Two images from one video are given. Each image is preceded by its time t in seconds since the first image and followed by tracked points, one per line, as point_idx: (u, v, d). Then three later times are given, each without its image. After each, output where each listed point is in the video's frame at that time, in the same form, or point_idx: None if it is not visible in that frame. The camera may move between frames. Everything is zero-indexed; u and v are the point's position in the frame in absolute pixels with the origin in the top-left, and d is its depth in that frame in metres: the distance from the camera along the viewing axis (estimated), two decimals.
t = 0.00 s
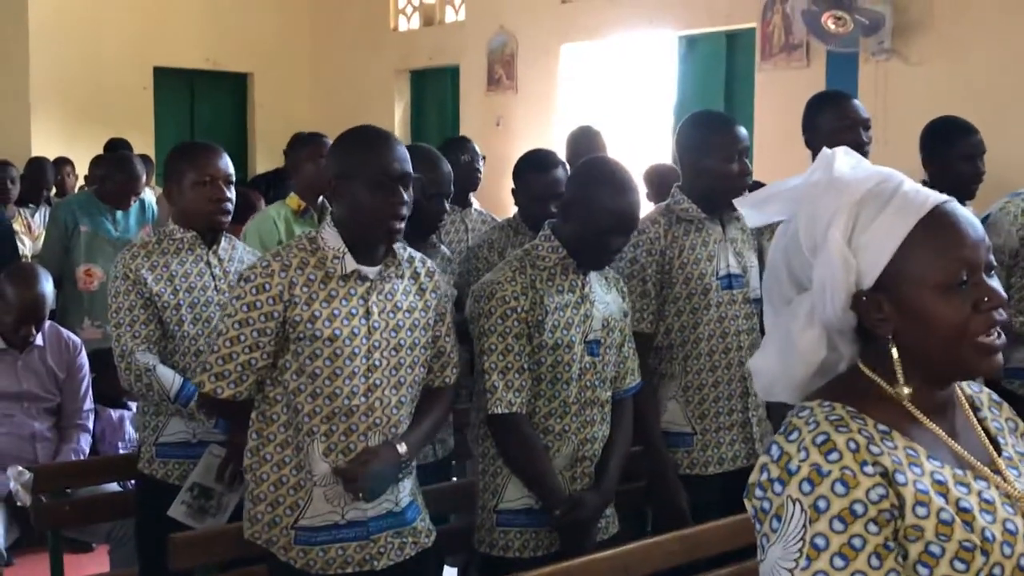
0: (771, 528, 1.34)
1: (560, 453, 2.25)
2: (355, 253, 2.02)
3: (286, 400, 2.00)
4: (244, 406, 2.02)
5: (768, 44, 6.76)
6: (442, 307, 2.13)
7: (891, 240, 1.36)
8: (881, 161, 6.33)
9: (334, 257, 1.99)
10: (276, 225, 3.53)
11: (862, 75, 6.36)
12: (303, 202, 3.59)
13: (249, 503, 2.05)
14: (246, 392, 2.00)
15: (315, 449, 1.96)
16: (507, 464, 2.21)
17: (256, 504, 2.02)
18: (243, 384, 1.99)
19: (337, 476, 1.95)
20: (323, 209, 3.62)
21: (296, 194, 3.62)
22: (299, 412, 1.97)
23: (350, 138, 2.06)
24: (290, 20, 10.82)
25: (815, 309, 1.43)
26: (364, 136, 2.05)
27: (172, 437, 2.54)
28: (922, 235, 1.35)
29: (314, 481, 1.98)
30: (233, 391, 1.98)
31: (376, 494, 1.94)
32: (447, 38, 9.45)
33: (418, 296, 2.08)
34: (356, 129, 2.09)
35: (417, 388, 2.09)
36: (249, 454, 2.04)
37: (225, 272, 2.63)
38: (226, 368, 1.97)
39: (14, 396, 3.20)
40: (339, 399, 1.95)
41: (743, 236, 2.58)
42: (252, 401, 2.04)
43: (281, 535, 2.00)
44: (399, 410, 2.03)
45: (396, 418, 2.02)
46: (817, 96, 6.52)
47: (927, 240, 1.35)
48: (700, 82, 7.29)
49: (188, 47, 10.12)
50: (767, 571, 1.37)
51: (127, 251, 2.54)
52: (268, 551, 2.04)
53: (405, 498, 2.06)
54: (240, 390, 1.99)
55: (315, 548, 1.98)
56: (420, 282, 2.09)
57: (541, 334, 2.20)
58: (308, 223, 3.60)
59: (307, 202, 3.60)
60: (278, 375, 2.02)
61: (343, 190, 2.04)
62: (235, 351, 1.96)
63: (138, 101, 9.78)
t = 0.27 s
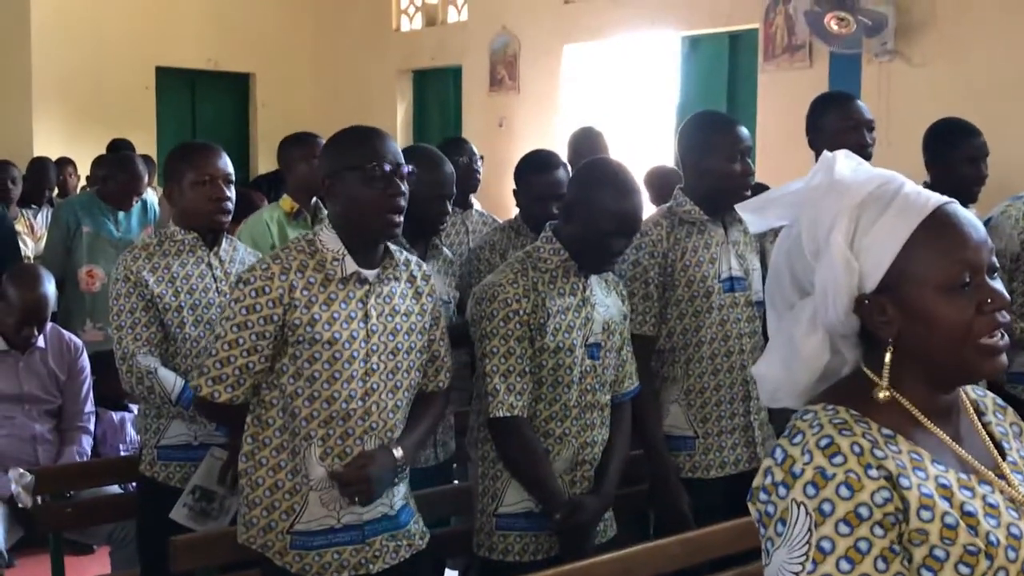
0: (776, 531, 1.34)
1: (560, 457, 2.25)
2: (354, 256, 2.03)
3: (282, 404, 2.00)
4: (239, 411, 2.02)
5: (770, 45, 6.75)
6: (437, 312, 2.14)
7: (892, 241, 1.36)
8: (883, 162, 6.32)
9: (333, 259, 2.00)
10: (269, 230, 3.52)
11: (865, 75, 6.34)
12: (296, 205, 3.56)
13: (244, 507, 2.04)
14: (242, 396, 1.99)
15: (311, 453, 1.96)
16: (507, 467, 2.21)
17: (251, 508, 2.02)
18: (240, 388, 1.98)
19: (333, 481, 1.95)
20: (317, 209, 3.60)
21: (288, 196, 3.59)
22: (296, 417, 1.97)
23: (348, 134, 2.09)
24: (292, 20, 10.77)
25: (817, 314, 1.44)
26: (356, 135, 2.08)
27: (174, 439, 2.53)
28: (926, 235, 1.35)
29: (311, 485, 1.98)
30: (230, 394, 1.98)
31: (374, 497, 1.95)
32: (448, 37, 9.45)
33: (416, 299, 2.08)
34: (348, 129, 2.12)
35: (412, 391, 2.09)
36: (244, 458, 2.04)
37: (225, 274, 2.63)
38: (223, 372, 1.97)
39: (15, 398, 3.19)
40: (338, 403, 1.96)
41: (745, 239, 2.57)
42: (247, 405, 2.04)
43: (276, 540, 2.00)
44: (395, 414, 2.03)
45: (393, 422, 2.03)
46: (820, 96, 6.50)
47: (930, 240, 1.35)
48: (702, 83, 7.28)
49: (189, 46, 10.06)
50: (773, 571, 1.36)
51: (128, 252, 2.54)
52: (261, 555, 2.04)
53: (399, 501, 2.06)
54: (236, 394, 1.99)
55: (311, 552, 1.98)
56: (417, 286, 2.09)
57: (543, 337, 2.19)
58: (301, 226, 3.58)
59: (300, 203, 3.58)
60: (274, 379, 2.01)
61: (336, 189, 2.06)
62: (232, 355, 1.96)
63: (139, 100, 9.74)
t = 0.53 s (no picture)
0: (772, 531, 1.36)
1: (559, 458, 2.25)
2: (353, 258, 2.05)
3: (279, 407, 2.00)
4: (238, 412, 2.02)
5: (769, 48, 6.75)
6: (432, 315, 2.16)
7: (889, 244, 1.38)
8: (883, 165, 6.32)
9: (333, 261, 2.02)
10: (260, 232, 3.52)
11: (864, 78, 6.35)
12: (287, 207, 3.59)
13: (240, 509, 2.04)
14: (240, 399, 2.00)
15: (310, 455, 1.97)
16: (507, 468, 2.21)
17: (247, 511, 2.02)
18: (238, 391, 1.99)
19: (331, 483, 1.96)
20: (307, 209, 3.64)
21: (280, 197, 3.61)
22: (295, 419, 1.98)
23: (350, 135, 2.11)
24: (291, 21, 10.76)
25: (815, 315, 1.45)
26: (349, 138, 2.11)
27: (172, 439, 2.53)
28: (920, 237, 1.37)
29: (309, 487, 1.98)
30: (228, 397, 1.99)
31: (371, 498, 1.97)
32: (448, 38, 9.45)
33: (411, 302, 2.11)
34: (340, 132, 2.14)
35: (408, 393, 2.11)
36: (239, 461, 2.03)
37: (224, 274, 2.63)
38: (222, 375, 1.97)
39: (14, 398, 3.19)
40: (337, 404, 1.97)
41: (744, 241, 2.58)
42: (243, 409, 2.04)
43: (273, 542, 2.00)
44: (391, 416, 2.06)
45: (389, 424, 2.05)
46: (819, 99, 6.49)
47: (925, 243, 1.37)
48: (702, 86, 7.29)
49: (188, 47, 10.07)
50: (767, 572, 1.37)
51: (127, 253, 2.54)
52: (256, 557, 2.04)
53: (392, 504, 2.08)
54: (235, 397, 1.99)
55: (307, 554, 1.99)
56: (412, 290, 2.12)
57: (543, 338, 2.19)
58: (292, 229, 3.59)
59: (291, 205, 3.60)
60: (270, 382, 2.02)
61: (332, 191, 2.08)
62: (233, 357, 1.96)
63: (139, 101, 9.76)
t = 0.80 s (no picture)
0: (767, 535, 1.38)
1: (558, 461, 2.25)
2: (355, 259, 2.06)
3: (282, 410, 2.01)
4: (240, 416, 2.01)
5: (767, 52, 6.75)
6: (431, 318, 2.17)
7: (881, 249, 1.39)
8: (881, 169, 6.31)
9: (335, 264, 2.03)
10: (253, 236, 3.53)
11: (861, 82, 6.36)
12: (280, 211, 3.60)
13: (242, 513, 2.04)
14: (243, 403, 2.00)
15: (313, 458, 1.98)
16: (506, 472, 2.21)
17: (250, 514, 2.02)
18: (241, 395, 1.99)
19: (335, 486, 1.97)
20: (301, 212, 3.64)
21: (273, 200, 3.62)
22: (298, 422, 1.99)
23: (345, 139, 2.14)
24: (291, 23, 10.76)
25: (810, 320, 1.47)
26: (343, 142, 2.13)
27: (168, 441, 2.53)
28: (911, 241, 1.39)
29: (312, 490, 1.99)
30: (231, 402, 1.99)
31: (375, 500, 1.99)
32: (446, 40, 9.44)
33: (409, 305, 2.12)
34: (334, 138, 2.17)
35: (408, 395, 2.12)
36: (241, 465, 2.04)
37: (221, 277, 2.63)
38: (226, 380, 1.97)
39: (11, 400, 3.19)
40: (339, 407, 1.98)
41: (742, 245, 2.59)
42: (245, 413, 2.05)
43: (276, 545, 2.01)
44: (392, 418, 2.07)
45: (391, 426, 2.07)
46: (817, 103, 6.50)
47: (917, 246, 1.38)
48: (701, 91, 7.29)
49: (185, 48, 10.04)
50: None
51: (124, 255, 2.55)
52: (258, 560, 2.04)
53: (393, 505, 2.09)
54: (237, 401, 2.00)
55: (310, 557, 2.00)
56: (411, 292, 2.13)
57: (542, 341, 2.20)
58: (284, 232, 3.61)
59: (285, 209, 3.60)
60: (273, 386, 2.02)
61: (330, 194, 2.10)
62: (237, 361, 1.96)
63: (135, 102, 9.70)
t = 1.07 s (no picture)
0: (777, 558, 1.33)
1: (560, 477, 2.11)
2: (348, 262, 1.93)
3: (275, 424, 1.89)
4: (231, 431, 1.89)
5: (778, 43, 6.50)
6: (428, 324, 2.04)
7: (897, 256, 1.34)
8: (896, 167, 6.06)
9: (328, 267, 1.91)
10: (233, 238, 3.38)
11: (878, 76, 6.09)
12: (261, 213, 3.43)
13: (235, 535, 1.93)
14: (234, 418, 1.87)
15: (310, 474, 1.85)
16: (504, 490, 2.08)
17: (244, 535, 1.90)
18: (232, 410, 1.86)
19: (331, 503, 1.84)
20: (284, 213, 3.48)
21: (255, 201, 3.46)
22: (293, 436, 1.86)
23: (331, 135, 2.01)
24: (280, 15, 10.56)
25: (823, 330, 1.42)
26: (330, 138, 2.01)
27: (143, 457, 2.38)
28: (932, 248, 1.33)
29: (308, 508, 1.87)
30: (222, 417, 1.85)
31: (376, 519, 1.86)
32: (440, 33, 9.26)
33: (406, 309, 2.00)
34: (321, 134, 2.03)
35: (408, 406, 1.99)
36: (232, 483, 1.91)
37: (200, 283, 2.49)
38: (216, 393, 1.84)
39: None
40: (336, 419, 1.86)
41: (752, 249, 2.45)
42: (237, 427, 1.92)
43: (272, 567, 1.89)
44: (392, 430, 1.94)
45: (390, 438, 1.94)
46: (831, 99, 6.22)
47: (936, 253, 1.32)
48: (704, 85, 7.08)
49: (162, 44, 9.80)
50: None
51: (96, 260, 2.40)
52: None
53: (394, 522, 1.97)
54: (229, 415, 1.86)
55: None
56: (408, 295, 2.01)
57: (542, 351, 2.06)
58: (267, 235, 3.44)
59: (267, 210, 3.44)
60: (265, 398, 1.90)
61: (319, 193, 1.97)
62: (227, 373, 1.84)
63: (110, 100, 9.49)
